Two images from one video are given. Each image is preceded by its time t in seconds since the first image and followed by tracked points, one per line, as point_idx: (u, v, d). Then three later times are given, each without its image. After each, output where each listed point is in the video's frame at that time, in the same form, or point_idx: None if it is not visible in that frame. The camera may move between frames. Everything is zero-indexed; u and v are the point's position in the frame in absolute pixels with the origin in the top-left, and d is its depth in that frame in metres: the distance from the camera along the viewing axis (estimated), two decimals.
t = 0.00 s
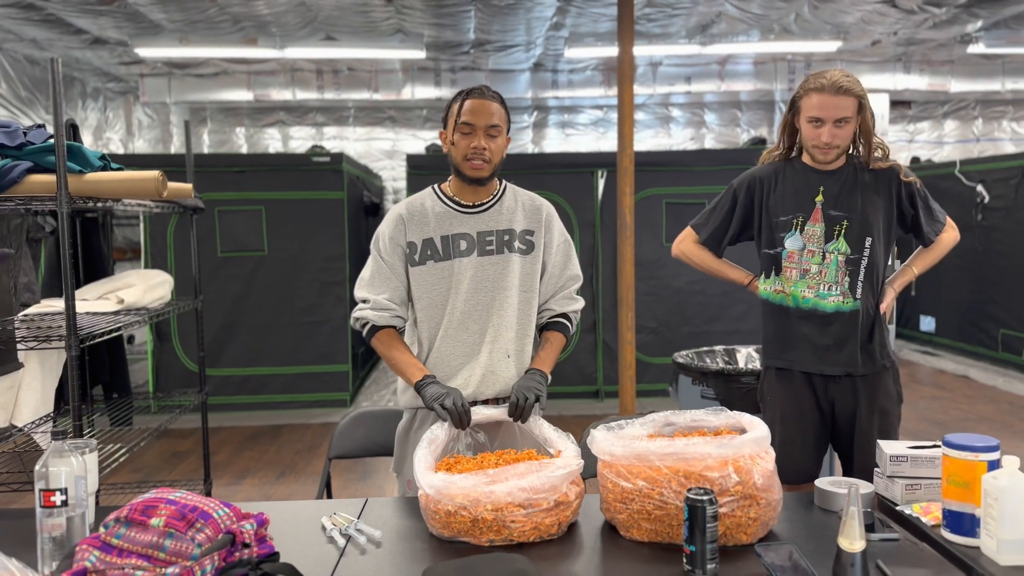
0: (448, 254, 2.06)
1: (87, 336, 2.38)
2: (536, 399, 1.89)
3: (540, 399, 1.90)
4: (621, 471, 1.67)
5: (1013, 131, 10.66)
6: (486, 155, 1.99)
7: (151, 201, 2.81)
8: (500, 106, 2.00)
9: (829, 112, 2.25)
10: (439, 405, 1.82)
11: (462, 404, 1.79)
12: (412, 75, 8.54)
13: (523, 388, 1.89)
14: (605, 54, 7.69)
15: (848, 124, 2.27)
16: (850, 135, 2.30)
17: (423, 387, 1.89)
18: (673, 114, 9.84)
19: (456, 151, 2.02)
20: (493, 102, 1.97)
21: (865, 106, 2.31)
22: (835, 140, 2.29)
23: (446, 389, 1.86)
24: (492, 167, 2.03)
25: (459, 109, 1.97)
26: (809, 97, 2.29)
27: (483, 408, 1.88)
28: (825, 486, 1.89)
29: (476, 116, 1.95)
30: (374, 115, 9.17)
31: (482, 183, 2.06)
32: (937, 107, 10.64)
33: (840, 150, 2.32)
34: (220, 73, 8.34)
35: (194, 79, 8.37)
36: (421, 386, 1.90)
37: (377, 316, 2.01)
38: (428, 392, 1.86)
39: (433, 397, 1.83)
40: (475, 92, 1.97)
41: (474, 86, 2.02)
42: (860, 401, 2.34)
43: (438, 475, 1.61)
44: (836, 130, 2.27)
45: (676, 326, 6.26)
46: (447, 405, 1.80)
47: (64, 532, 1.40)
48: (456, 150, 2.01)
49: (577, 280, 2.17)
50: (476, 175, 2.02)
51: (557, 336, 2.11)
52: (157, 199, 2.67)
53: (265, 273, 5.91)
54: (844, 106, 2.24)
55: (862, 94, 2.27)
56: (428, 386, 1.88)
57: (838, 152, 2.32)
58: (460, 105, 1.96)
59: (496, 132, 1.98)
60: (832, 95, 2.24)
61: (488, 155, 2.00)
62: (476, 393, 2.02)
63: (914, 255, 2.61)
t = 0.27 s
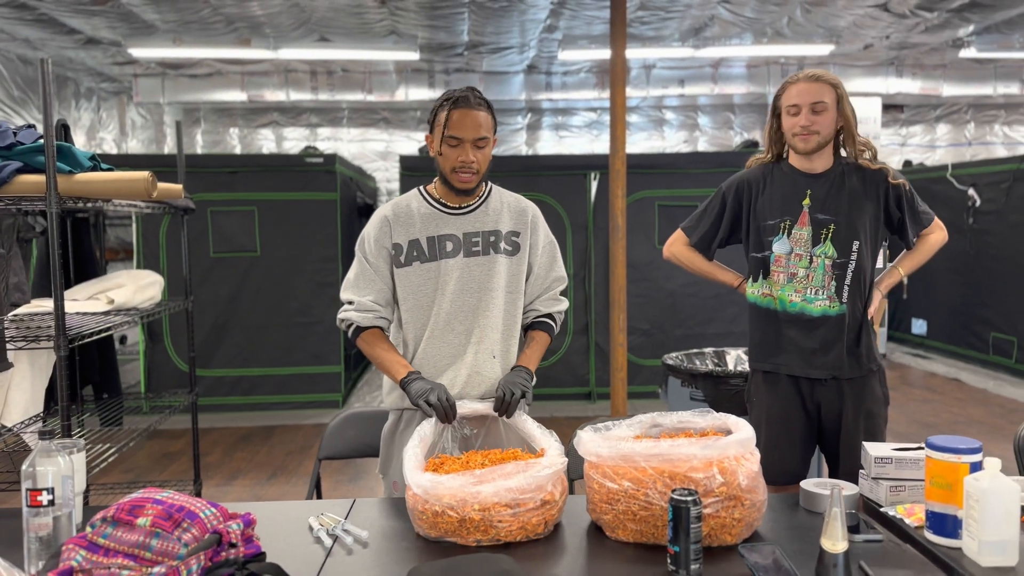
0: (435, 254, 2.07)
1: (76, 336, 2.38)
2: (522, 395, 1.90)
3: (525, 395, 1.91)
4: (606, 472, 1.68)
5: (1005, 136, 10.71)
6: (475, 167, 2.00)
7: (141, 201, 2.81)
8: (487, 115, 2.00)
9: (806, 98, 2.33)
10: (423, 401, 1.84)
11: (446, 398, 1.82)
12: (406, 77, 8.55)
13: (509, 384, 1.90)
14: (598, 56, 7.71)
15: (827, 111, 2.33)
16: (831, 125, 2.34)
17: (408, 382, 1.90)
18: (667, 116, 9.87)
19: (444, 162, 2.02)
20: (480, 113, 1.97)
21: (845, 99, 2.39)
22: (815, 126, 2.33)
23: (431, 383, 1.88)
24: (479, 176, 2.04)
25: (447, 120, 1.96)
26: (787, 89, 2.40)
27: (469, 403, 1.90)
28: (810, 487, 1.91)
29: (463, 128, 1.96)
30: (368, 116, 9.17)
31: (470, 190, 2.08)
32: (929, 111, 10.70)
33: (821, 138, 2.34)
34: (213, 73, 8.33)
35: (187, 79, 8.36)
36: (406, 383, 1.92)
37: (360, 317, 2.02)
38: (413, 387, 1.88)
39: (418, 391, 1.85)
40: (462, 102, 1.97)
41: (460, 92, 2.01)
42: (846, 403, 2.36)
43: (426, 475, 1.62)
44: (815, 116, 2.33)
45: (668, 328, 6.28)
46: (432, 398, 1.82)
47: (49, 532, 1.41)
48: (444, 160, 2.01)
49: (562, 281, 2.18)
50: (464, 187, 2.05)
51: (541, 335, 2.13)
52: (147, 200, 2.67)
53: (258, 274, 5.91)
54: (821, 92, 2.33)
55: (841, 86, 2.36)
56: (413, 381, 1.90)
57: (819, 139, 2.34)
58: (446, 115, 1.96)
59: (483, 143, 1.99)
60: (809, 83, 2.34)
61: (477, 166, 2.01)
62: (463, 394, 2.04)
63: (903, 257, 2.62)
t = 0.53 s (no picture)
0: (419, 257, 2.08)
1: (63, 337, 2.39)
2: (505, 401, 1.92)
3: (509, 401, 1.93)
4: (588, 475, 1.69)
5: (998, 140, 10.76)
6: (458, 177, 2.02)
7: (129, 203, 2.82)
8: (470, 124, 2.00)
9: (784, 113, 2.35)
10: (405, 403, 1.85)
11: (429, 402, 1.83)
12: (401, 78, 8.57)
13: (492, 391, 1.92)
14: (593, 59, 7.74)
15: (804, 127, 2.34)
16: (809, 140, 2.35)
17: (392, 386, 1.91)
18: (662, 119, 9.90)
19: (428, 171, 2.03)
20: (463, 123, 1.97)
21: (832, 112, 2.38)
22: (792, 141, 2.35)
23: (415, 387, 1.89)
24: (463, 184, 2.06)
25: (430, 131, 1.97)
26: (771, 99, 2.42)
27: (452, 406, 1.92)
28: (791, 490, 1.92)
29: (446, 138, 1.96)
30: (363, 117, 9.19)
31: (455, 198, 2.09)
32: (923, 115, 10.75)
33: (796, 154, 2.36)
34: (208, 74, 8.35)
35: (182, 80, 8.37)
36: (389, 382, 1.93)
37: (344, 319, 2.02)
38: (397, 390, 1.89)
39: (402, 395, 1.86)
40: (445, 111, 1.96)
41: (444, 98, 2.00)
42: (828, 406, 2.38)
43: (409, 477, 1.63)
44: (791, 132, 2.34)
45: (661, 331, 6.30)
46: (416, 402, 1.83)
47: (31, 532, 1.43)
48: (428, 169, 2.03)
49: (545, 284, 2.21)
50: (448, 196, 2.07)
51: (523, 339, 2.15)
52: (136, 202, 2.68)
53: (251, 275, 5.92)
54: (800, 108, 2.34)
55: (824, 101, 2.36)
56: (397, 385, 1.91)
57: (794, 156, 2.36)
58: (429, 125, 1.97)
59: (467, 152, 2.00)
60: (788, 98, 2.35)
61: (460, 175, 2.02)
62: (445, 397, 2.05)
63: (891, 261, 2.63)
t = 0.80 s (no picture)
0: (407, 260, 2.09)
1: (52, 336, 2.40)
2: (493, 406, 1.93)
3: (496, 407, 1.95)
4: (572, 475, 1.70)
5: (995, 143, 10.78)
6: (445, 182, 2.04)
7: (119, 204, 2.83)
8: (457, 130, 2.01)
9: (770, 110, 2.38)
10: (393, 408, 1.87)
11: (415, 409, 1.84)
12: (398, 80, 8.59)
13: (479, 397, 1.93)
14: (589, 62, 7.75)
15: (789, 123, 2.35)
16: (794, 137, 2.36)
17: (378, 392, 1.92)
18: (659, 122, 9.92)
19: (415, 175, 2.05)
20: (450, 129, 1.98)
21: (817, 108, 2.40)
22: (775, 137, 2.36)
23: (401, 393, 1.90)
24: (450, 189, 2.08)
25: (417, 136, 1.98)
26: (759, 98, 2.45)
27: (439, 415, 1.93)
28: (775, 492, 1.93)
29: (433, 144, 1.98)
30: (360, 119, 9.19)
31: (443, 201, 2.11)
32: (919, 118, 10.77)
33: (783, 150, 2.37)
34: (205, 75, 8.36)
35: (179, 81, 8.37)
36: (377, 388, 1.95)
37: (331, 322, 2.04)
38: (384, 395, 1.90)
39: (388, 400, 1.87)
40: (432, 117, 1.97)
41: (431, 103, 2.01)
42: (814, 409, 2.39)
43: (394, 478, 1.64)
44: (776, 128, 2.36)
45: (656, 333, 6.31)
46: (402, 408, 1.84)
47: (15, 533, 1.42)
48: (415, 174, 2.05)
49: (531, 287, 2.22)
50: (435, 200, 2.09)
51: (509, 343, 2.17)
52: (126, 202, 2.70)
53: (246, 276, 5.93)
54: (785, 105, 2.36)
55: (809, 97, 2.38)
56: (384, 390, 1.92)
57: (780, 152, 2.37)
58: (415, 132, 1.98)
59: (454, 159, 2.02)
60: (774, 95, 2.38)
61: (447, 181, 2.04)
62: (431, 399, 2.07)
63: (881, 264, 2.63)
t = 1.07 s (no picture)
0: (399, 261, 2.10)
1: (45, 337, 2.41)
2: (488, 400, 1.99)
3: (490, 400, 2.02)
4: (562, 477, 1.71)
5: (993, 146, 10.78)
6: (441, 183, 2.05)
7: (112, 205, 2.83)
8: (451, 130, 2.01)
9: (763, 117, 2.38)
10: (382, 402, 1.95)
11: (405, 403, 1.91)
12: (397, 82, 8.62)
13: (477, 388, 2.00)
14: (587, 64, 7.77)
15: (782, 132, 2.36)
16: (788, 145, 2.37)
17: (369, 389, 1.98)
18: (658, 124, 9.93)
19: (410, 177, 2.05)
20: (444, 130, 1.99)
21: (809, 114, 2.40)
22: (770, 146, 2.37)
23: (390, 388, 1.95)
24: (445, 189, 2.08)
25: (412, 139, 1.98)
26: (751, 105, 2.44)
27: (434, 425, 1.91)
28: (766, 494, 1.94)
29: (428, 146, 1.99)
30: (359, 120, 9.21)
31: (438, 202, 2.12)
32: (918, 121, 10.78)
33: (778, 159, 2.38)
34: (205, 76, 8.37)
35: (178, 82, 8.38)
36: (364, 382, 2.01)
37: (320, 321, 2.05)
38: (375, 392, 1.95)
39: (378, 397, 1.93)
40: (426, 119, 1.97)
41: (423, 105, 2.01)
42: (808, 412, 2.39)
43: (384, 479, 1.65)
44: (771, 137, 2.36)
45: (653, 335, 6.32)
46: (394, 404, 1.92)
47: (5, 532, 1.44)
48: (410, 176, 2.05)
49: (523, 289, 2.23)
50: (431, 201, 2.09)
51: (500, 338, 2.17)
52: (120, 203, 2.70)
53: (243, 278, 5.93)
54: (778, 112, 2.36)
55: (801, 103, 2.38)
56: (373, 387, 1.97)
57: (775, 161, 2.39)
58: (409, 134, 1.98)
59: (449, 159, 2.03)
60: (766, 104, 2.37)
61: (443, 181, 2.05)
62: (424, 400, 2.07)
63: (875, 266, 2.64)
